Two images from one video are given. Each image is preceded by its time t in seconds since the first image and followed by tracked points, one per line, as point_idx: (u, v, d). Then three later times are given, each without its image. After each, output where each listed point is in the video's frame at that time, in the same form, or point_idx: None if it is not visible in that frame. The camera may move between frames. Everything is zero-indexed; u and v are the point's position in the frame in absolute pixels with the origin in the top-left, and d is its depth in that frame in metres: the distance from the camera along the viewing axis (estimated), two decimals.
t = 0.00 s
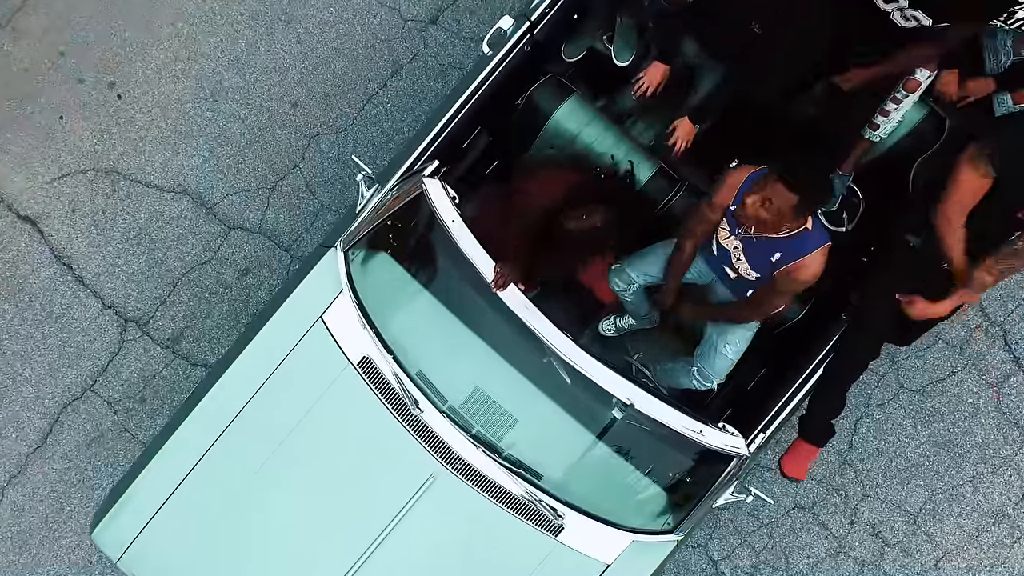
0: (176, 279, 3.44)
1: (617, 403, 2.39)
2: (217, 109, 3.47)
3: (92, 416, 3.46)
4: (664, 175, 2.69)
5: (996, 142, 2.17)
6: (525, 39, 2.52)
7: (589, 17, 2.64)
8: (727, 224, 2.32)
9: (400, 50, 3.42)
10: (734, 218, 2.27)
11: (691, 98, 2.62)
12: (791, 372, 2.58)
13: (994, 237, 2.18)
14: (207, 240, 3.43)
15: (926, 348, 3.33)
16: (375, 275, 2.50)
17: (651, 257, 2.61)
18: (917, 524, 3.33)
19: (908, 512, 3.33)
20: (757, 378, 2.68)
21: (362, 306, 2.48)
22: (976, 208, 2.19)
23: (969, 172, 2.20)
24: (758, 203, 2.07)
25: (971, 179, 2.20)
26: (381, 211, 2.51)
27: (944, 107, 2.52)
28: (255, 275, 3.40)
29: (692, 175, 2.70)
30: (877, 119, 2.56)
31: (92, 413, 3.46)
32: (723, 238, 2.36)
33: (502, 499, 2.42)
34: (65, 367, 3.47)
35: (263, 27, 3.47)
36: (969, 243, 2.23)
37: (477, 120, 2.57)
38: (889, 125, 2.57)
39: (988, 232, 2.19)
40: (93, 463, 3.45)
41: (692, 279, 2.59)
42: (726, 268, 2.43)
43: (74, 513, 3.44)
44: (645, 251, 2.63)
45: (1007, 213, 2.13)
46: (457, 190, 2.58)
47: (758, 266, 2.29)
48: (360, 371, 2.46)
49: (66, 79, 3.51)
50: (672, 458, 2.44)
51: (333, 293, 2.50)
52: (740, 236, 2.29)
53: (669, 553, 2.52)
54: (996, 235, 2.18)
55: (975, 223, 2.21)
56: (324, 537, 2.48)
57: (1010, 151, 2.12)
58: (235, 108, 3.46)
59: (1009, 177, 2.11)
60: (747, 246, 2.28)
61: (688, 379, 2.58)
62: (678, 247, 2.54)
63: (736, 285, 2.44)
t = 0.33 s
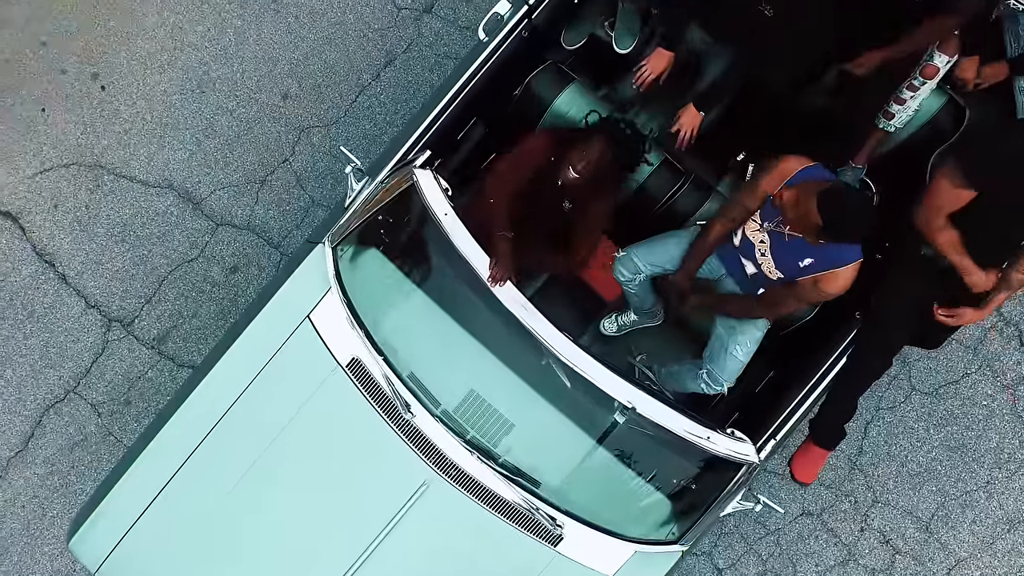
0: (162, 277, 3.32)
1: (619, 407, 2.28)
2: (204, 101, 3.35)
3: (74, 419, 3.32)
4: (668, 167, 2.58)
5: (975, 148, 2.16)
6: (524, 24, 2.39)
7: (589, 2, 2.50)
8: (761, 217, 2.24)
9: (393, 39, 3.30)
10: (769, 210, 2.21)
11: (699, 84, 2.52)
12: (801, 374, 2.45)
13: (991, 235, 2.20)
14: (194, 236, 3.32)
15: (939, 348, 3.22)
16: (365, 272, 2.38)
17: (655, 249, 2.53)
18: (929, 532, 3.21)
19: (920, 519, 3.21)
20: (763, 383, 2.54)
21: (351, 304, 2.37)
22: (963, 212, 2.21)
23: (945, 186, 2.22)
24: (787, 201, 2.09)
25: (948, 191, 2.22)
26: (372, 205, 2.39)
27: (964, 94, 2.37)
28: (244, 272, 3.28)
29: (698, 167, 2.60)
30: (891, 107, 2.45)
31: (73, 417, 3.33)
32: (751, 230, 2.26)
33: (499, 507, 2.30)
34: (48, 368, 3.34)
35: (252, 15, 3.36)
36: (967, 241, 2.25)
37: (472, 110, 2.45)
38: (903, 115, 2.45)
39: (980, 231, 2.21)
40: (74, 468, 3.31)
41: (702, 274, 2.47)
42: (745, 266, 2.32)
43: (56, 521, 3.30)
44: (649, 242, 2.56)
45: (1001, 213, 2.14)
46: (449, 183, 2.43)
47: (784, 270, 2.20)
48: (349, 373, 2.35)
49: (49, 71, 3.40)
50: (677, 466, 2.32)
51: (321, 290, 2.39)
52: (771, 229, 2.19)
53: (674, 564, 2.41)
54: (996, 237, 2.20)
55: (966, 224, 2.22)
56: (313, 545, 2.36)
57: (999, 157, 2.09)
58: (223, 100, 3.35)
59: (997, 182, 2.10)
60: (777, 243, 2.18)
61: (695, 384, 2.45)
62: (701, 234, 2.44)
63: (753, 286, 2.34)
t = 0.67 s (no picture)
0: (154, 276, 3.25)
1: (620, 409, 2.18)
2: (197, 96, 3.29)
3: (65, 420, 3.26)
4: (670, 162, 2.65)
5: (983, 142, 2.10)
6: (519, 15, 2.32)
7: None
8: (782, 237, 2.08)
9: (390, 34, 3.24)
10: (797, 232, 2.05)
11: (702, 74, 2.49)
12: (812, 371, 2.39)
13: (987, 234, 2.12)
14: (186, 234, 3.25)
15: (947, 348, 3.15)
16: (359, 269, 2.32)
17: (670, 262, 2.42)
18: (936, 535, 3.14)
19: (927, 522, 3.15)
20: (770, 382, 2.50)
21: (345, 303, 2.30)
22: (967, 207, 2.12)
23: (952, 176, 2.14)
24: (874, 242, 1.88)
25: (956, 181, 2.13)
26: (365, 203, 2.33)
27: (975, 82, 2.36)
28: (237, 270, 3.22)
29: (702, 162, 2.61)
30: (902, 100, 2.38)
31: (63, 419, 3.26)
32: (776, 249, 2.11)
33: (497, 512, 2.24)
34: (38, 368, 3.27)
35: (245, 9, 3.30)
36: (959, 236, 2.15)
37: (467, 104, 2.38)
38: (913, 108, 2.40)
39: (978, 235, 2.14)
40: (64, 471, 3.24)
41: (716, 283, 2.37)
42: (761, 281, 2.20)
43: (47, 524, 3.23)
44: (664, 255, 2.44)
45: (1004, 209, 2.07)
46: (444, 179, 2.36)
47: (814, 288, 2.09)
48: (343, 373, 2.28)
49: (39, 65, 3.34)
50: (680, 470, 2.25)
51: (314, 289, 2.32)
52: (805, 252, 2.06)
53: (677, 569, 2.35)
54: (996, 238, 2.12)
55: (963, 223, 2.14)
56: (308, 548, 2.29)
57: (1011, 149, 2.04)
58: (216, 95, 3.28)
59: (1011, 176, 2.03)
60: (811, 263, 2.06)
61: (718, 397, 2.42)
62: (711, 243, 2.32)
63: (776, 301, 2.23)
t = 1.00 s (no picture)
0: (152, 274, 3.25)
1: (619, 406, 2.18)
2: (195, 94, 3.28)
3: (64, 419, 3.25)
4: (669, 158, 2.67)
5: (1002, 130, 2.09)
6: (518, 14, 2.32)
7: None
8: (784, 227, 2.12)
9: (388, 31, 3.23)
10: (796, 221, 2.08)
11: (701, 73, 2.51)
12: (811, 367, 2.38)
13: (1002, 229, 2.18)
14: (185, 232, 3.24)
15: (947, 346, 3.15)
16: (357, 267, 2.32)
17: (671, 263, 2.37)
18: (936, 533, 3.14)
19: (926, 520, 3.14)
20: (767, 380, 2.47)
21: (342, 300, 2.30)
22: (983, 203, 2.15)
23: (970, 166, 2.12)
24: (886, 219, 1.92)
25: (975, 173, 2.11)
26: (362, 199, 2.32)
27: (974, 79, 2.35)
28: (235, 268, 3.21)
29: (702, 159, 2.66)
30: (902, 99, 2.36)
31: (63, 416, 3.25)
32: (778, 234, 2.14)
33: (496, 509, 2.23)
34: (36, 367, 3.27)
35: (244, 6, 3.29)
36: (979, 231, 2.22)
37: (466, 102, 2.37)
38: (913, 107, 2.38)
39: (991, 232, 2.21)
40: (64, 469, 3.24)
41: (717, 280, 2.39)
42: (765, 273, 2.24)
43: (45, 522, 3.23)
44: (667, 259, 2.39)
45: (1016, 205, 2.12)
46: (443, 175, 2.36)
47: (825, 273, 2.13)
48: (341, 371, 2.28)
49: (37, 63, 3.33)
50: (679, 467, 2.25)
51: (312, 286, 2.32)
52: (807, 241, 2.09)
53: (676, 567, 2.35)
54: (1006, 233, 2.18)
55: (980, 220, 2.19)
56: (308, 543, 2.29)
57: None
58: (214, 93, 3.27)
59: None
60: (814, 253, 2.10)
61: (724, 395, 2.35)
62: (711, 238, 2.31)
63: (771, 289, 2.26)
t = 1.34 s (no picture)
0: (159, 273, 3.33)
1: (612, 400, 2.27)
2: (201, 97, 3.37)
3: (73, 414, 3.34)
4: (660, 160, 2.73)
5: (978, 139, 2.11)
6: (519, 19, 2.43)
7: None
8: (766, 216, 2.21)
9: (389, 36, 3.32)
10: (779, 210, 2.18)
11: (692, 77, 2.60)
12: (804, 353, 2.47)
13: (970, 234, 2.15)
14: (191, 232, 3.33)
15: (933, 344, 3.23)
16: (359, 266, 2.41)
17: (654, 259, 2.48)
18: (921, 525, 3.23)
19: (912, 512, 3.23)
20: (756, 374, 2.54)
21: (346, 298, 2.39)
22: (958, 204, 2.14)
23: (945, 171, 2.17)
24: (859, 196, 2.09)
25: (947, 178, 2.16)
26: (364, 199, 2.42)
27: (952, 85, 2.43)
28: (240, 267, 3.30)
29: (691, 161, 2.70)
30: (884, 104, 2.46)
31: (72, 411, 3.34)
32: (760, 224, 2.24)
33: (493, 499, 2.32)
34: (46, 363, 3.36)
35: (249, 12, 3.38)
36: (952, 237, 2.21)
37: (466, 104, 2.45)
38: (896, 110, 2.46)
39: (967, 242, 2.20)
40: (73, 462, 3.32)
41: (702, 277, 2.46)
42: (748, 266, 2.32)
43: (56, 514, 3.32)
44: (648, 257, 2.50)
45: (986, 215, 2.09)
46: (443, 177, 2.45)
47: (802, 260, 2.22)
48: (344, 366, 2.37)
49: (47, 67, 3.42)
50: (670, 459, 2.33)
51: (316, 284, 2.41)
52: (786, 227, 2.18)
53: (666, 554, 2.44)
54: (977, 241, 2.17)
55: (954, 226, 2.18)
56: (314, 530, 2.37)
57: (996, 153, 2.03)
58: (219, 96, 3.36)
59: (993, 179, 2.04)
60: (789, 240, 2.19)
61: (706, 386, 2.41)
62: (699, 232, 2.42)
63: (754, 284, 2.33)
